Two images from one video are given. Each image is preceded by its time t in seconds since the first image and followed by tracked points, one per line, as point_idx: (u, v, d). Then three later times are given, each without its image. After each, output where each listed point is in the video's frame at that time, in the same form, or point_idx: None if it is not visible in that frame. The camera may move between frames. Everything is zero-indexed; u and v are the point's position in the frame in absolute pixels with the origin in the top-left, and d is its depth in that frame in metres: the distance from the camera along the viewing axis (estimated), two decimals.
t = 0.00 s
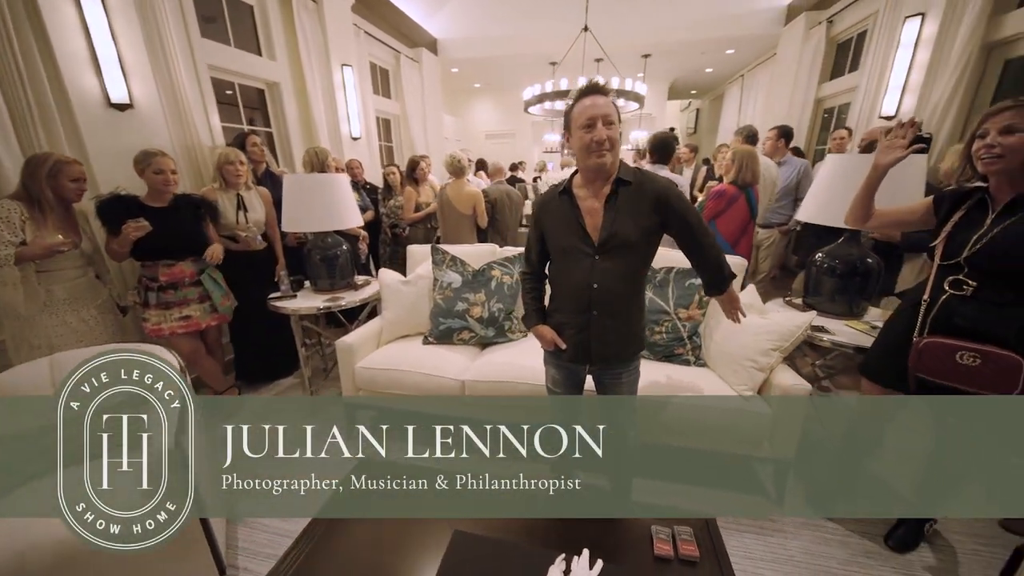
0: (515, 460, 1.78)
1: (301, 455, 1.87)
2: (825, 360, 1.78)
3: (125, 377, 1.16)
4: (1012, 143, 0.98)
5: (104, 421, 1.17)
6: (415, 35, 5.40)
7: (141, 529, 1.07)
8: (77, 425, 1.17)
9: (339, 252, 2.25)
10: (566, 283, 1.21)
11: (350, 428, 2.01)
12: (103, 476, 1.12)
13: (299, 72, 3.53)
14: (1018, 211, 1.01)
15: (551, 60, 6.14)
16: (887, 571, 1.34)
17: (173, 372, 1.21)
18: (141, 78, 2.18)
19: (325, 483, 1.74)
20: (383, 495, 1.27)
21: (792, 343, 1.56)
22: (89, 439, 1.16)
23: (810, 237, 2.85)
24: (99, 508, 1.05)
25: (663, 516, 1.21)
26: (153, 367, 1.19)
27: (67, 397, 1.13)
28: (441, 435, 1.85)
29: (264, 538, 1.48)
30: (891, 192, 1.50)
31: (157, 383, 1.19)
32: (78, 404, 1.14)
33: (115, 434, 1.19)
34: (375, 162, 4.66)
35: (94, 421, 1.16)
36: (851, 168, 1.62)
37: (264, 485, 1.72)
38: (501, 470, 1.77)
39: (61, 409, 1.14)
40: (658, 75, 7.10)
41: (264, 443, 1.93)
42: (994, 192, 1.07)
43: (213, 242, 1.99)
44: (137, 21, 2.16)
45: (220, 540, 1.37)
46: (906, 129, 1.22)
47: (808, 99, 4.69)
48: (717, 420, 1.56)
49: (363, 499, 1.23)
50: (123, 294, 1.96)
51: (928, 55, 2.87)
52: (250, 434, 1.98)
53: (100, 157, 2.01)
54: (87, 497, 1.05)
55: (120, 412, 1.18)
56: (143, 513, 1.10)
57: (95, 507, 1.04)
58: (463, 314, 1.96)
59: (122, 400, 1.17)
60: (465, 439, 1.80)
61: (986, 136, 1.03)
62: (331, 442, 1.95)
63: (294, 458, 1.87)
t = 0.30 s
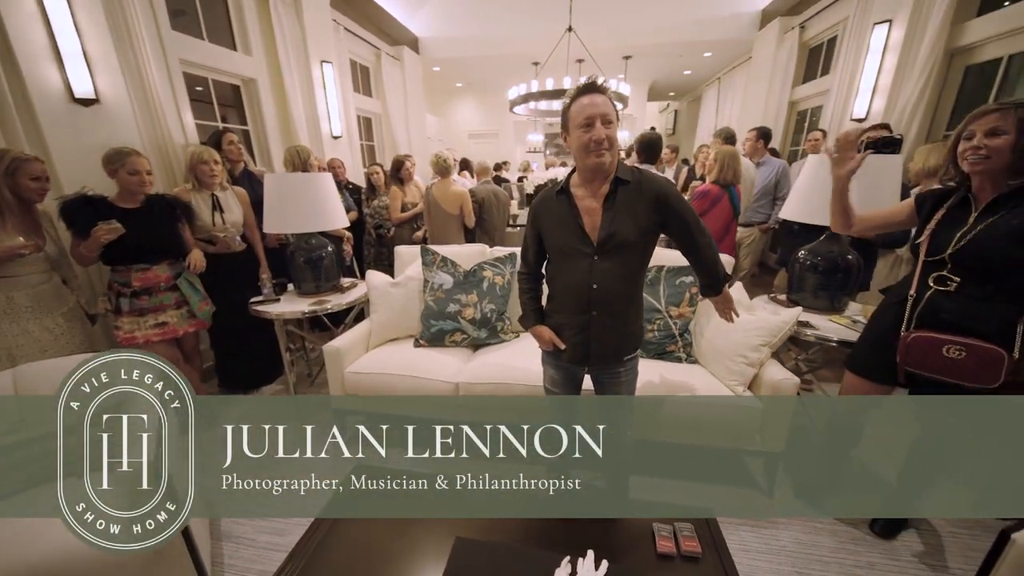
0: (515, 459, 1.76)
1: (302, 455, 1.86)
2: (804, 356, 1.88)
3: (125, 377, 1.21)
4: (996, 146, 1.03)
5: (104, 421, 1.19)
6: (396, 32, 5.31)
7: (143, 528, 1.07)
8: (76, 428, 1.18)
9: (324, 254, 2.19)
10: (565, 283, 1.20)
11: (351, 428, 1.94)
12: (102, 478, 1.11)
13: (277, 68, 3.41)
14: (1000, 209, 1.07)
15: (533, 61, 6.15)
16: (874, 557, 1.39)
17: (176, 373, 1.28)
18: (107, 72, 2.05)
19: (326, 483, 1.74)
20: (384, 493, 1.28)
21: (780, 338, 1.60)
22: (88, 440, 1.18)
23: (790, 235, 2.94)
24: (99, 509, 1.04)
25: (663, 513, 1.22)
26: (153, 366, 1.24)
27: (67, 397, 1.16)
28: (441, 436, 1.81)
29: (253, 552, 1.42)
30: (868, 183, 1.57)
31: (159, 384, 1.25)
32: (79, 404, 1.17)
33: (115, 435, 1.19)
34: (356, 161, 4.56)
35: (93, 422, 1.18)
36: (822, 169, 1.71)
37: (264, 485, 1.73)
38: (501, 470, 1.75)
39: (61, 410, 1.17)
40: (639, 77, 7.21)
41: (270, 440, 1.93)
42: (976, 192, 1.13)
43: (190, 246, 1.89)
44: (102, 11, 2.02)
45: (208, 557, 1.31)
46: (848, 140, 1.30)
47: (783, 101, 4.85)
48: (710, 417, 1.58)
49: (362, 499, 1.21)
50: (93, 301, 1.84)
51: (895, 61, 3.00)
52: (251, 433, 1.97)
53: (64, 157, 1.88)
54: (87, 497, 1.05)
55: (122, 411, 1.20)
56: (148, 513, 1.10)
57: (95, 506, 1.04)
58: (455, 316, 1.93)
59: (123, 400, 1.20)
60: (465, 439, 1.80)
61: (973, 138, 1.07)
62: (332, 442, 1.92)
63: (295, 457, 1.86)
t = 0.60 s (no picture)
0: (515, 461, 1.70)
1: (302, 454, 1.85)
2: (791, 351, 1.94)
3: (125, 378, 1.19)
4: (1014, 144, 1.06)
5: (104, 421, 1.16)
6: (377, 30, 5.22)
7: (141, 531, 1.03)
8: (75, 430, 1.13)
9: (310, 256, 2.12)
10: (565, 283, 1.19)
11: (351, 427, 1.84)
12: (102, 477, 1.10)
13: (256, 64, 3.30)
14: (985, 208, 1.13)
15: (518, 61, 6.16)
16: (865, 545, 1.43)
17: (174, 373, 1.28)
18: (74, 65, 1.91)
19: (326, 481, 1.74)
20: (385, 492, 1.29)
21: (771, 335, 1.63)
22: (86, 443, 1.13)
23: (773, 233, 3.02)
24: (97, 509, 1.01)
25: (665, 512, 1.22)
26: (153, 367, 1.25)
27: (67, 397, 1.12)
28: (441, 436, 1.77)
29: (243, 569, 1.36)
30: (851, 174, 1.71)
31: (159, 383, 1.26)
32: (79, 404, 1.14)
33: (114, 435, 1.17)
34: (339, 161, 4.46)
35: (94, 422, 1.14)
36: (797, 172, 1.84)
37: (264, 484, 1.72)
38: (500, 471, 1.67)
39: (60, 411, 1.13)
40: (621, 78, 7.29)
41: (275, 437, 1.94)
42: (963, 192, 1.19)
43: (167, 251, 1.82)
44: None
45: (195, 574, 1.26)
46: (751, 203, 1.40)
47: (761, 103, 4.98)
48: (705, 413, 1.60)
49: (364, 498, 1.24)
50: (62, 310, 1.73)
51: (869, 65, 3.11)
52: (251, 433, 1.93)
53: (27, 156, 1.73)
54: (87, 496, 1.03)
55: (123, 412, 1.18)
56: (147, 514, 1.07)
57: (95, 507, 1.01)
58: (448, 318, 1.90)
59: (123, 402, 1.18)
60: (465, 439, 1.75)
61: (994, 136, 1.08)
62: (332, 442, 1.86)
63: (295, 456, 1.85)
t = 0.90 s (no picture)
0: (515, 461, 1.69)
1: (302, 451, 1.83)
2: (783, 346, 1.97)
3: (125, 378, 1.21)
4: None
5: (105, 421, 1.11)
6: (362, 27, 5.13)
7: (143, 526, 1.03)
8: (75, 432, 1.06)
9: (300, 257, 2.07)
10: (566, 282, 1.17)
11: (351, 427, 1.83)
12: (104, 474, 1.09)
13: (238, 61, 3.20)
14: (974, 207, 1.20)
15: (506, 60, 6.15)
16: (859, 536, 1.48)
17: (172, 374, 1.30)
18: (45, 60, 1.81)
19: (326, 482, 1.72)
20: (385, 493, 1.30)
21: (765, 331, 1.65)
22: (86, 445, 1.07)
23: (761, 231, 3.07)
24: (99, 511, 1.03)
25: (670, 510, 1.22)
26: (153, 367, 1.27)
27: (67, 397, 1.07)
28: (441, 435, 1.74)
29: None
30: (837, 174, 1.76)
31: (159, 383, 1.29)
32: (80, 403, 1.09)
33: (114, 435, 1.13)
34: (324, 160, 4.37)
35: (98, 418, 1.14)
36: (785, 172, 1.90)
37: (265, 484, 1.71)
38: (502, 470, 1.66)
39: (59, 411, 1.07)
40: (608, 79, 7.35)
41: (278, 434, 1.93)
42: (953, 188, 1.22)
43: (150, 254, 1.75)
44: None
45: None
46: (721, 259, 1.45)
47: (745, 104, 5.07)
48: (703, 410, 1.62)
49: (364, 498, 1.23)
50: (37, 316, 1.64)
51: (850, 66, 3.20)
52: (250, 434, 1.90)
53: None
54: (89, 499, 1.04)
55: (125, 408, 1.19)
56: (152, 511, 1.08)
57: (95, 506, 1.04)
58: (444, 319, 1.88)
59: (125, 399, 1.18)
60: (464, 438, 1.71)
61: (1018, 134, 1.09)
62: (332, 440, 1.83)
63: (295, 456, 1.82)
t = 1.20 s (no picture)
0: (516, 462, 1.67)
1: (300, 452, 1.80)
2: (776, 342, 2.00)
3: (125, 377, 1.26)
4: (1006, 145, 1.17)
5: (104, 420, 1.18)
6: (346, 24, 5.02)
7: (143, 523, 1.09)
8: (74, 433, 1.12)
9: (289, 259, 2.00)
10: (569, 282, 1.15)
11: (351, 426, 1.75)
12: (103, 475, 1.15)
13: (217, 56, 3.08)
14: (960, 206, 1.26)
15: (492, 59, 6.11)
16: (854, 527, 1.51)
17: (173, 372, 1.31)
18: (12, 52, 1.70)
19: (326, 482, 1.71)
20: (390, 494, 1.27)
21: (761, 328, 1.67)
22: (86, 443, 1.15)
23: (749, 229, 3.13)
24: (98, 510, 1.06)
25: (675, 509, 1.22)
26: (152, 366, 1.28)
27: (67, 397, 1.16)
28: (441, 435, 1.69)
29: None
30: (823, 173, 1.80)
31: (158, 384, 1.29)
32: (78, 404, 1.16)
33: (112, 435, 1.20)
34: (308, 159, 4.25)
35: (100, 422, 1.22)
36: (775, 172, 1.94)
37: (264, 484, 1.69)
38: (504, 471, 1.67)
39: (59, 412, 1.15)
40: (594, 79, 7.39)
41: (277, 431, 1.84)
42: (942, 188, 1.26)
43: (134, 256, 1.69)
44: None
45: None
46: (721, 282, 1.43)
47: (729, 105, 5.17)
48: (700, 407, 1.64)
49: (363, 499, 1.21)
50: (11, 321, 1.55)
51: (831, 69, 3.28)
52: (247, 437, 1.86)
53: None
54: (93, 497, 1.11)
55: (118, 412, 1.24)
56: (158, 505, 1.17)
57: (95, 506, 1.08)
58: (440, 321, 1.85)
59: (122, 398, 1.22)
60: (465, 438, 1.68)
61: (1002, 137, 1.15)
62: (332, 440, 1.73)
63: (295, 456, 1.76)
